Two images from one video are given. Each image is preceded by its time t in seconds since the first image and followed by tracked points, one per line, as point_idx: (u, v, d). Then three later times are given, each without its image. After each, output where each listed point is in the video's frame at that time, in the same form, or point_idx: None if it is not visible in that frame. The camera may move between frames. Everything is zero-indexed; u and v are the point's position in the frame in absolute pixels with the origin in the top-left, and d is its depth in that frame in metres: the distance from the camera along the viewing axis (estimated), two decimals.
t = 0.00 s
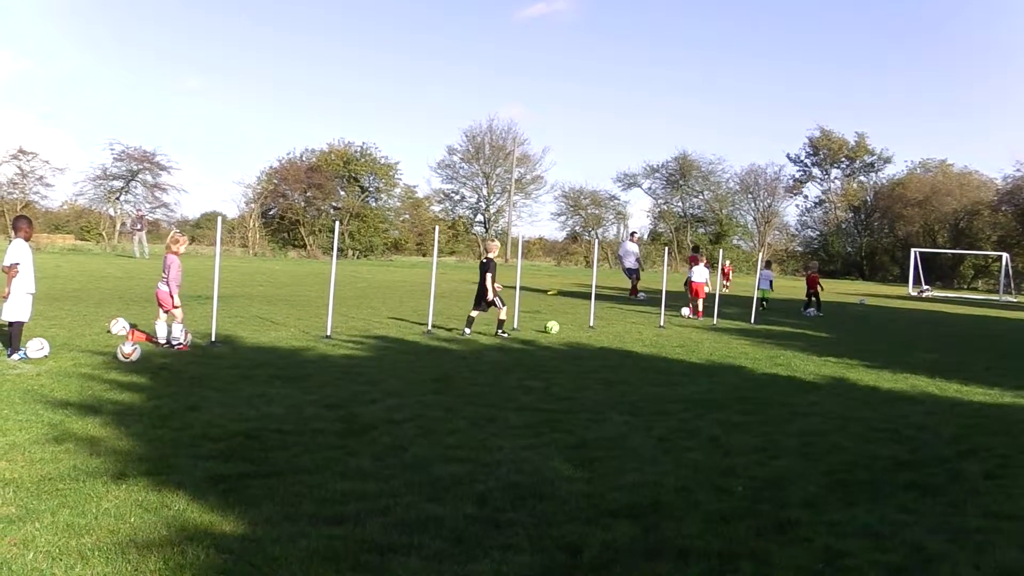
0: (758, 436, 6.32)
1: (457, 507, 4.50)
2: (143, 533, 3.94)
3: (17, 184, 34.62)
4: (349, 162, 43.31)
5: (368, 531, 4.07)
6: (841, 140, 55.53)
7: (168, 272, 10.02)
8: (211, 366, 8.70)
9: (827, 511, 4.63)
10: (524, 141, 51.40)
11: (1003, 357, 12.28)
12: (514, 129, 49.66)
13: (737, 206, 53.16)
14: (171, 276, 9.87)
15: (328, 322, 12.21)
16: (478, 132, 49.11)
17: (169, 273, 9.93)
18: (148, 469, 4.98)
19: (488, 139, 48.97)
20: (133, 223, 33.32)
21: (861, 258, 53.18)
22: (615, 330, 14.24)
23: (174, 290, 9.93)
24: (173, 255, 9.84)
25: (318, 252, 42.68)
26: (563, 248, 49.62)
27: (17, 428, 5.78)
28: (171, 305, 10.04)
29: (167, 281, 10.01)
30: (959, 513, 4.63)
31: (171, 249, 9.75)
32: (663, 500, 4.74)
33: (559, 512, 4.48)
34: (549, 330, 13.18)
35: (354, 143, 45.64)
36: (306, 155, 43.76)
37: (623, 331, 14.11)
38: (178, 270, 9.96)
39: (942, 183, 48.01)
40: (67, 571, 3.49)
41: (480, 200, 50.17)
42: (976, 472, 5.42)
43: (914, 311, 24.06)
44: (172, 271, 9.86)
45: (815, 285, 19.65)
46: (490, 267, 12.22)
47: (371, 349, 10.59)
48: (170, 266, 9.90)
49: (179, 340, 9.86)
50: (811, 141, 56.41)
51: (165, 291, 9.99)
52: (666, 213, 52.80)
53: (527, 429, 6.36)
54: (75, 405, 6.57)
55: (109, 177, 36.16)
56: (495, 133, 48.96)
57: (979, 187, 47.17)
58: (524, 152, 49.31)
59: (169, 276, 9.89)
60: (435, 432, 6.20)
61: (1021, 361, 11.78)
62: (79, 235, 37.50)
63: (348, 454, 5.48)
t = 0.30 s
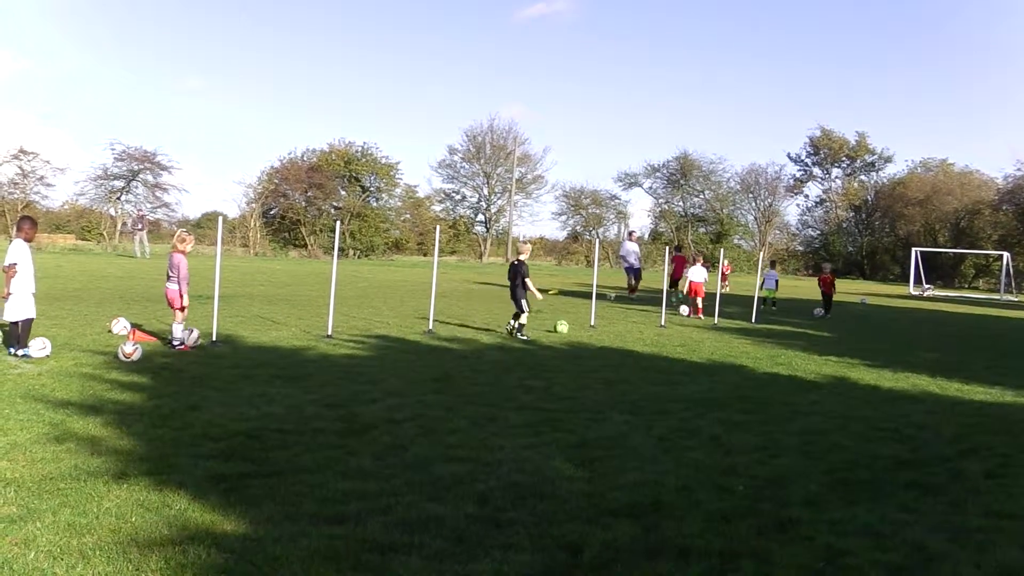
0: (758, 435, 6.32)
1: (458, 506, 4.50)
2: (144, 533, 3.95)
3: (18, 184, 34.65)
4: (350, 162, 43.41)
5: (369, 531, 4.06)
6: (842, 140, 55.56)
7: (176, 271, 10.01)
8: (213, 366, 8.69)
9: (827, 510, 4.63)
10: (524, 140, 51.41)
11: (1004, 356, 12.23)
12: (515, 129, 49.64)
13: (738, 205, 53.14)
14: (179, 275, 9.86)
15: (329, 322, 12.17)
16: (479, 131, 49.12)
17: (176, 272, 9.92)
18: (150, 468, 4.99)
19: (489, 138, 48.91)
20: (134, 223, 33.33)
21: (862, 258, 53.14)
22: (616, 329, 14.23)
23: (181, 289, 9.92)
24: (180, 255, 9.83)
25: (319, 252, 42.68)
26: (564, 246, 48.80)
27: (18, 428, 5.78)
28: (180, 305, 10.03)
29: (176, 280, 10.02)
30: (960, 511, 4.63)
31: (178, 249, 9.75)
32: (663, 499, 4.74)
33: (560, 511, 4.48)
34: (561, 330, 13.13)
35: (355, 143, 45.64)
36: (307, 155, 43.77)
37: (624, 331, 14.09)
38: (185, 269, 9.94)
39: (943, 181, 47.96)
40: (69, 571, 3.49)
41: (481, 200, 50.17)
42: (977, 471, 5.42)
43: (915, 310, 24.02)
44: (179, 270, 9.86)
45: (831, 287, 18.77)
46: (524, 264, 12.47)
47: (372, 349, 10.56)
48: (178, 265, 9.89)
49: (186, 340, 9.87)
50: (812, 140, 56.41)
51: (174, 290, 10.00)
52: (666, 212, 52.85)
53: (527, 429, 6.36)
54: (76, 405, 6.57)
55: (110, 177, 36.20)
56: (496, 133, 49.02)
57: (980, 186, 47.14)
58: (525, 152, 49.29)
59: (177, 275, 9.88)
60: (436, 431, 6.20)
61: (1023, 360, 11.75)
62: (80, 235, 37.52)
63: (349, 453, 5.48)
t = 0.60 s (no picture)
0: (761, 435, 6.31)
1: (460, 506, 4.50)
2: (146, 533, 3.95)
3: (20, 184, 34.67)
4: (351, 161, 43.43)
5: (370, 531, 4.06)
6: (843, 139, 55.53)
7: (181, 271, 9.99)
8: (214, 366, 8.69)
9: (829, 509, 4.63)
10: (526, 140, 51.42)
11: (1006, 356, 12.22)
12: (517, 128, 49.63)
13: (739, 204, 53.10)
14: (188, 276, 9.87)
15: (331, 321, 12.17)
16: (480, 130, 49.13)
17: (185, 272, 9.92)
18: (151, 468, 4.99)
19: (490, 137, 48.92)
20: (136, 222, 33.36)
21: (863, 257, 53.11)
22: (617, 328, 14.22)
23: (191, 288, 9.92)
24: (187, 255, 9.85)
25: (320, 252, 42.71)
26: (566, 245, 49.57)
27: (20, 428, 5.79)
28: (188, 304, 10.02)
29: (183, 279, 10.01)
30: (961, 511, 4.62)
31: (184, 249, 9.76)
32: (664, 499, 4.74)
33: (561, 511, 4.48)
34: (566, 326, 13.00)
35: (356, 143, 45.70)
36: (309, 154, 43.78)
37: (625, 330, 14.07)
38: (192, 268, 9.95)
39: (945, 181, 47.91)
40: (70, 570, 3.49)
41: (482, 199, 50.20)
42: (979, 470, 5.41)
43: (917, 309, 23.97)
44: (187, 269, 9.85)
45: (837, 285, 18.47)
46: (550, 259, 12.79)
47: (373, 348, 10.56)
48: (185, 265, 9.88)
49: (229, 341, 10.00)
50: (814, 140, 56.38)
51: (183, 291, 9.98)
52: (669, 212, 52.88)
53: (528, 428, 6.35)
54: (78, 404, 6.58)
55: (112, 177, 36.23)
56: (497, 132, 49.03)
57: (982, 185, 47.05)
58: (527, 151, 49.28)
59: (185, 275, 9.87)
60: (437, 431, 6.20)
61: None
62: (82, 234, 37.52)
63: (350, 453, 5.48)
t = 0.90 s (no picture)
0: (760, 435, 6.32)
1: (459, 506, 4.50)
2: (145, 532, 3.95)
3: (20, 184, 34.65)
4: (351, 162, 43.46)
5: (369, 531, 4.06)
6: (843, 140, 55.54)
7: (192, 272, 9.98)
8: (214, 366, 8.69)
9: (828, 510, 4.63)
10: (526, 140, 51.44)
11: (1006, 357, 12.21)
12: (517, 129, 49.64)
13: (739, 205, 53.09)
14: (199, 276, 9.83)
15: (331, 322, 12.18)
16: (481, 131, 49.12)
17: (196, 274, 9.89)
18: (151, 468, 4.99)
19: (491, 138, 48.93)
20: (136, 222, 33.37)
21: (863, 258, 53.09)
22: (616, 329, 14.26)
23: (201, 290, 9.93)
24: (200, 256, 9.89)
25: (320, 252, 42.71)
26: (568, 247, 48.03)
27: (19, 428, 5.78)
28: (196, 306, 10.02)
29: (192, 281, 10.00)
30: (962, 512, 4.62)
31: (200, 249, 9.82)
32: (664, 499, 4.74)
33: (561, 511, 4.48)
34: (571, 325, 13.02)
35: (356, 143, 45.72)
36: (308, 154, 43.78)
37: (624, 331, 14.09)
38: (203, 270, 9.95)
39: (945, 182, 47.87)
40: (70, 570, 3.49)
41: (483, 200, 50.21)
42: (978, 471, 5.41)
43: (917, 310, 23.99)
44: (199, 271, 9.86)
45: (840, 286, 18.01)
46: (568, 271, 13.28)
47: (373, 349, 10.57)
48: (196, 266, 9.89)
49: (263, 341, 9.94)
50: (814, 141, 56.39)
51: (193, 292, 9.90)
52: (669, 212, 52.82)
53: (528, 429, 6.36)
54: (78, 404, 6.58)
55: (112, 177, 36.24)
56: (497, 133, 49.05)
57: (982, 186, 47.08)
58: (527, 151, 49.28)
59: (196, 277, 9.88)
60: (437, 431, 6.21)
61: None
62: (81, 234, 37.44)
63: (350, 453, 5.47)
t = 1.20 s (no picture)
0: (758, 435, 6.32)
1: (457, 506, 4.50)
2: (142, 532, 3.95)
3: (17, 184, 34.60)
4: (349, 162, 43.49)
5: (367, 531, 4.07)
6: (841, 140, 55.61)
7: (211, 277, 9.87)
8: (211, 366, 8.69)
9: (826, 509, 4.63)
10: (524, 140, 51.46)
11: (1003, 356, 12.22)
12: (515, 129, 49.65)
13: (737, 206, 53.16)
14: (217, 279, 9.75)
15: (329, 322, 12.18)
16: (479, 131, 49.13)
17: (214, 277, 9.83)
18: (148, 467, 4.99)
19: (488, 138, 48.94)
20: (133, 222, 33.34)
21: (861, 258, 53.15)
22: (614, 329, 14.26)
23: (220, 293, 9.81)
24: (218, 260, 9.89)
25: (318, 252, 42.67)
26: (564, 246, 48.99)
27: (16, 428, 5.78)
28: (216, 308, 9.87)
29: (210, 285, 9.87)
30: (959, 511, 4.63)
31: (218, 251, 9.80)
32: (662, 499, 4.75)
33: (557, 510, 4.49)
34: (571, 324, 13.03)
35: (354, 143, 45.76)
36: (306, 154, 43.78)
37: (623, 331, 14.08)
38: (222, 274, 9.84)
39: (942, 182, 47.93)
40: (66, 570, 3.48)
41: (480, 200, 50.20)
42: (976, 471, 5.42)
43: (914, 310, 24.01)
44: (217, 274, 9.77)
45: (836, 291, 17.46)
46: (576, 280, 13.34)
47: (371, 349, 10.57)
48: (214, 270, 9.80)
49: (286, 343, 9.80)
50: (812, 141, 56.44)
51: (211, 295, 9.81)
52: (666, 212, 52.76)
53: (526, 428, 6.36)
54: (75, 404, 6.57)
55: (109, 177, 36.25)
56: (495, 133, 49.05)
57: (979, 186, 47.15)
58: (525, 152, 49.31)
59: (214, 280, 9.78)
60: (435, 430, 6.21)
61: (1023, 361, 11.76)
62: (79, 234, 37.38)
63: (348, 454, 5.47)
